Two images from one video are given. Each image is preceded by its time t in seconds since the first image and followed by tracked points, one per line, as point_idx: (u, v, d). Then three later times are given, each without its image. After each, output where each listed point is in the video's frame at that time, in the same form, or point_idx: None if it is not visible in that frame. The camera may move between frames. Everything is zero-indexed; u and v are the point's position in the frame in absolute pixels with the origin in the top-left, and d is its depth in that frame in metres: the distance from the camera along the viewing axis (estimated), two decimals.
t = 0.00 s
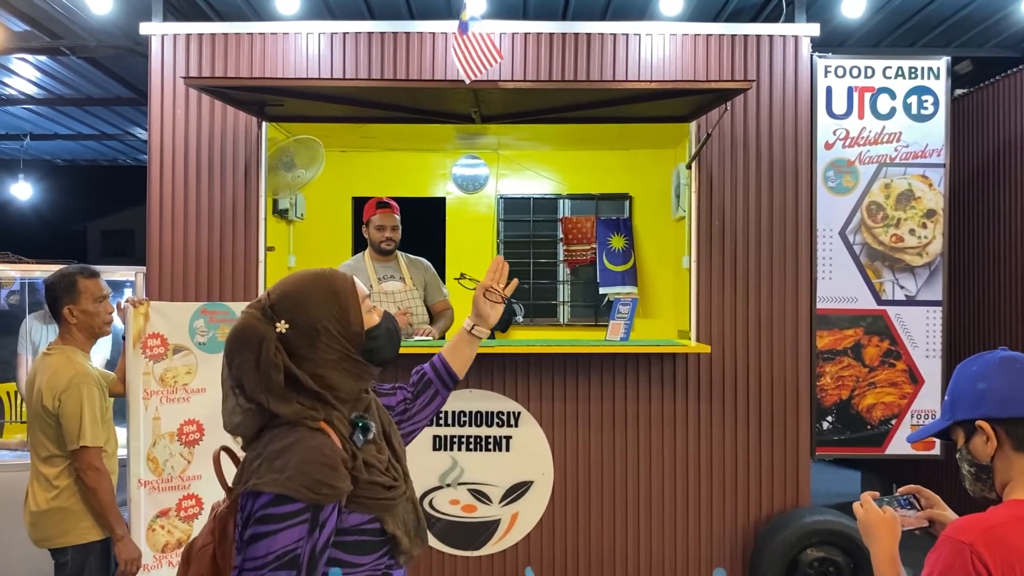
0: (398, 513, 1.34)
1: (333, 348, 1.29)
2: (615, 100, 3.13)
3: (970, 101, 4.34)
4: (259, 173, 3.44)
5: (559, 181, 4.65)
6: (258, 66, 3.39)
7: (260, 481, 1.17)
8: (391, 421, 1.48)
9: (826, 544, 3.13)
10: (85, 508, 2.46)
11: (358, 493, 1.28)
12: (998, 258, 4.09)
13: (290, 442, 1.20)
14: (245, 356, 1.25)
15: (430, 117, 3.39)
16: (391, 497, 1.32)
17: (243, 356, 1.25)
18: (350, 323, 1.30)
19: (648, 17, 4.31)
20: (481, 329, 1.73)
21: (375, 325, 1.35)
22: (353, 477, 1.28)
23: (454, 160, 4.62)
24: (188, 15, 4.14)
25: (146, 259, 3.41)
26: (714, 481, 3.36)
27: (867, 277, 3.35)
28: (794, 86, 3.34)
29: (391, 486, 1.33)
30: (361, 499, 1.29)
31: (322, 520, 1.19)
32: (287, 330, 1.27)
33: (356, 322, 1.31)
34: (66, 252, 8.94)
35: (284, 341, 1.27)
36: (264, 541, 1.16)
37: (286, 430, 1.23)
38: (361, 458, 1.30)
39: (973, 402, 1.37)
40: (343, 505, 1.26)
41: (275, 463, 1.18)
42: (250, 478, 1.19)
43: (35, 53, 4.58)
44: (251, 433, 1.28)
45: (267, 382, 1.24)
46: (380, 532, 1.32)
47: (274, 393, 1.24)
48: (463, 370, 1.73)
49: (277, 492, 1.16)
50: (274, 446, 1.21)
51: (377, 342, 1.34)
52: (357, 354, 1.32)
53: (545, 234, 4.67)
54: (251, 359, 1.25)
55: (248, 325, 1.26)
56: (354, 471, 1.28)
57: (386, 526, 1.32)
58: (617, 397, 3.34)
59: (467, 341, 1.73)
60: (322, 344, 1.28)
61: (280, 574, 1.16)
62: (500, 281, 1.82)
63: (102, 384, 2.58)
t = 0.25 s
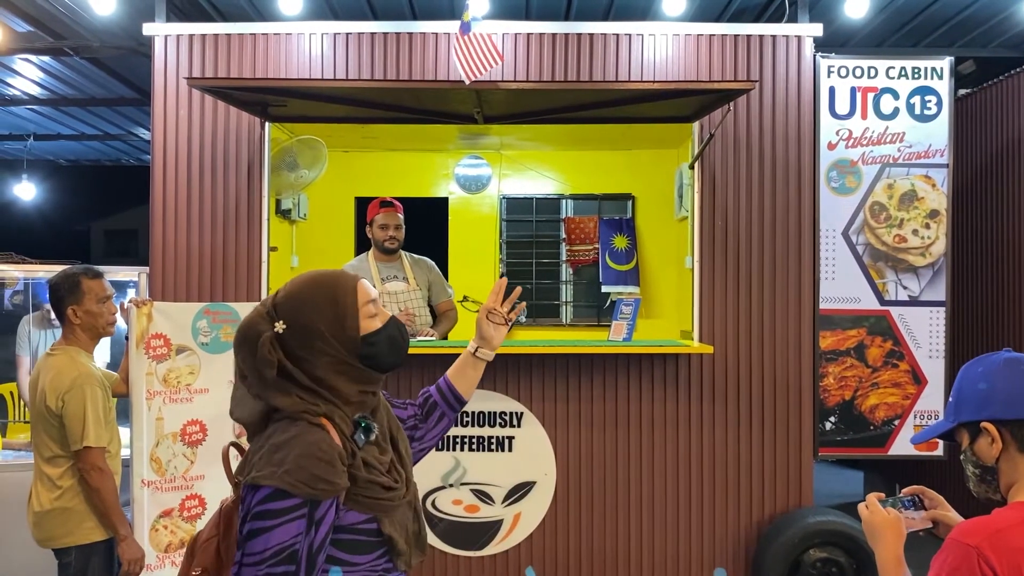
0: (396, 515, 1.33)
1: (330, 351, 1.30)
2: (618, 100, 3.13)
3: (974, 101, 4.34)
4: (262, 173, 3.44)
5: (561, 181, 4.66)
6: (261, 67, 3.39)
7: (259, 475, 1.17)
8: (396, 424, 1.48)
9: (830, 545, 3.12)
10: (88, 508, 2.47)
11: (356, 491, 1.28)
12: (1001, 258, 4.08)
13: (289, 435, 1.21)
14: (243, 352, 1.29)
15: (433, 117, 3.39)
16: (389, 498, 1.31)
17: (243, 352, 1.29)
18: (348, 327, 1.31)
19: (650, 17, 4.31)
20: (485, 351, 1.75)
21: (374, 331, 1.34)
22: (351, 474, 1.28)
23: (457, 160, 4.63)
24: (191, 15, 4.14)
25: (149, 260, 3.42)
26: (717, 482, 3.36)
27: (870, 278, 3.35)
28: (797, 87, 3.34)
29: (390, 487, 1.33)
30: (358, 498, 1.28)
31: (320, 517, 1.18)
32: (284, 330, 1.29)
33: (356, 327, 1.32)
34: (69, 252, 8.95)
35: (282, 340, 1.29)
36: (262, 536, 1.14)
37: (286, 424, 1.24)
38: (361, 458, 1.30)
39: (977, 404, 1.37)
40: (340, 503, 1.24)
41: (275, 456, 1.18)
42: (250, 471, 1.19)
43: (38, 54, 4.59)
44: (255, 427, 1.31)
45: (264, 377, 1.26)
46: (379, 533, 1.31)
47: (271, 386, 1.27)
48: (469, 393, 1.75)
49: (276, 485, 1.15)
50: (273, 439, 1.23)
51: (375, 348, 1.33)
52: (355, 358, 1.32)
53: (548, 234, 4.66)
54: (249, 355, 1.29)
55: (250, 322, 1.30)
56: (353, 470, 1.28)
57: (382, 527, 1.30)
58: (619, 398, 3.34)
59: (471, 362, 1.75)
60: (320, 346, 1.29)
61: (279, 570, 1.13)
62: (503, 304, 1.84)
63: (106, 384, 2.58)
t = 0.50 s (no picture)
0: (393, 513, 1.26)
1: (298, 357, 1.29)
2: (619, 99, 3.13)
3: (975, 100, 4.33)
4: (262, 172, 3.44)
5: (562, 180, 4.66)
6: (261, 66, 3.39)
7: (253, 468, 1.16)
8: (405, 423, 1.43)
9: (831, 545, 3.12)
10: (89, 508, 2.47)
11: (349, 485, 1.22)
12: (1003, 258, 4.07)
13: (284, 426, 1.20)
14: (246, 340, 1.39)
15: (433, 117, 3.39)
16: (385, 494, 1.25)
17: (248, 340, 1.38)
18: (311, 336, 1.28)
19: (651, 17, 4.30)
20: (477, 367, 1.70)
21: (333, 343, 1.27)
22: (344, 469, 1.23)
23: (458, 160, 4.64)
24: (191, 15, 4.14)
25: (150, 260, 3.42)
26: (718, 482, 3.36)
27: (871, 277, 3.34)
28: (798, 86, 3.34)
29: (388, 483, 1.26)
30: (352, 492, 1.22)
31: (315, 511, 1.15)
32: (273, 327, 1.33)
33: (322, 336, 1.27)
34: (70, 252, 8.96)
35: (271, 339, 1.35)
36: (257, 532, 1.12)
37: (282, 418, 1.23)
38: (356, 453, 1.25)
39: (978, 404, 1.36)
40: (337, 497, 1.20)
41: (269, 448, 1.16)
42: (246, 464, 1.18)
43: (39, 54, 4.59)
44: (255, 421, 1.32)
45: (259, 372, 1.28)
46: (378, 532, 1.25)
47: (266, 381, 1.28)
48: (464, 409, 1.69)
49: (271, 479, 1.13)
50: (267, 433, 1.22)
51: (332, 362, 1.27)
52: (316, 369, 1.28)
53: (549, 234, 4.66)
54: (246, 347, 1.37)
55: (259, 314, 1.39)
56: (346, 463, 1.23)
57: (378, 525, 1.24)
58: (620, 397, 3.34)
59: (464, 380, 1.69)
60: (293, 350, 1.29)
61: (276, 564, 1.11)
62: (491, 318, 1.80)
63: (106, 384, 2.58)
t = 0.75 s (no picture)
0: (398, 517, 1.24)
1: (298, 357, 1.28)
2: (618, 100, 3.13)
3: (975, 100, 4.32)
4: (261, 172, 3.44)
5: (562, 180, 4.67)
6: (261, 67, 3.39)
7: (247, 471, 1.15)
8: (415, 425, 1.41)
9: (830, 545, 3.12)
10: (88, 508, 2.47)
11: (350, 489, 1.21)
12: (1003, 257, 4.07)
13: (280, 428, 1.18)
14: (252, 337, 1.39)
15: (432, 117, 3.39)
16: (388, 497, 1.23)
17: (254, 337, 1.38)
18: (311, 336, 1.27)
19: (651, 17, 4.30)
20: (470, 387, 1.60)
21: (331, 343, 1.25)
22: (345, 472, 1.21)
23: (458, 160, 4.65)
24: (191, 15, 4.14)
25: (150, 260, 3.43)
26: (717, 482, 3.36)
27: (871, 277, 3.34)
28: (797, 87, 3.34)
29: (392, 485, 1.25)
30: (353, 495, 1.21)
31: (309, 515, 1.13)
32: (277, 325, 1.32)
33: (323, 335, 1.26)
34: (71, 252, 8.95)
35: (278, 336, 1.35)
36: (250, 536, 1.10)
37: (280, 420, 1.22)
38: (357, 455, 1.23)
39: (975, 405, 1.36)
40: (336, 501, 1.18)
41: (263, 451, 1.15)
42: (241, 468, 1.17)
43: (40, 54, 4.59)
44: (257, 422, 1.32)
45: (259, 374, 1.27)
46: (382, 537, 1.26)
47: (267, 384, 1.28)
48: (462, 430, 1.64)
49: (264, 482, 1.12)
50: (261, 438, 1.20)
51: (329, 362, 1.25)
52: (313, 370, 1.27)
53: (549, 234, 4.66)
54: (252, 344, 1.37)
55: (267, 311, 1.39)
56: (347, 466, 1.22)
57: (380, 529, 1.22)
58: (619, 398, 3.34)
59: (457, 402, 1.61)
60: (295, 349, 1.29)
61: (270, 568, 1.09)
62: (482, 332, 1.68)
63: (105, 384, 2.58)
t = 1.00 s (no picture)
0: (414, 521, 1.22)
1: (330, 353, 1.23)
2: (618, 99, 3.12)
3: (976, 100, 4.32)
4: (261, 172, 3.44)
5: (563, 180, 4.66)
6: (261, 66, 3.39)
7: (260, 474, 1.12)
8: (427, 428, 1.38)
9: (830, 545, 3.11)
10: (88, 508, 2.47)
11: (365, 491, 1.19)
12: (1003, 257, 4.06)
13: (293, 432, 1.16)
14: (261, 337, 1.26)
15: (432, 117, 3.39)
16: (404, 500, 1.21)
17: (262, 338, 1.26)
18: (351, 327, 1.23)
19: (651, 16, 4.30)
20: (465, 436, 1.58)
21: (376, 333, 1.24)
22: (360, 474, 1.19)
23: (459, 160, 4.65)
24: (191, 14, 4.14)
25: (150, 259, 3.42)
26: (717, 482, 3.36)
27: (871, 277, 3.33)
28: (798, 86, 3.33)
29: (408, 489, 1.22)
30: (368, 499, 1.19)
31: (323, 520, 1.11)
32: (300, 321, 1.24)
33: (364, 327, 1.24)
34: (72, 252, 8.96)
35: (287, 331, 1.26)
36: (260, 541, 1.07)
37: (292, 423, 1.19)
38: (373, 458, 1.21)
39: (975, 405, 1.36)
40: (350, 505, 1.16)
41: (276, 456, 1.13)
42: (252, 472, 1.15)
43: (40, 54, 4.59)
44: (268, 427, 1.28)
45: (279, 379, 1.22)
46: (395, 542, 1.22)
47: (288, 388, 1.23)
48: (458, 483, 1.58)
49: (276, 485, 1.09)
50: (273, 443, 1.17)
51: (369, 352, 1.23)
52: (350, 361, 1.23)
53: (550, 233, 4.67)
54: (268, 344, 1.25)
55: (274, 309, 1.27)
56: (362, 468, 1.19)
57: (395, 534, 1.19)
58: (619, 398, 3.34)
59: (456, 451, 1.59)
60: (326, 345, 1.23)
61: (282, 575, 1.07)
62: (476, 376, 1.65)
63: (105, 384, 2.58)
